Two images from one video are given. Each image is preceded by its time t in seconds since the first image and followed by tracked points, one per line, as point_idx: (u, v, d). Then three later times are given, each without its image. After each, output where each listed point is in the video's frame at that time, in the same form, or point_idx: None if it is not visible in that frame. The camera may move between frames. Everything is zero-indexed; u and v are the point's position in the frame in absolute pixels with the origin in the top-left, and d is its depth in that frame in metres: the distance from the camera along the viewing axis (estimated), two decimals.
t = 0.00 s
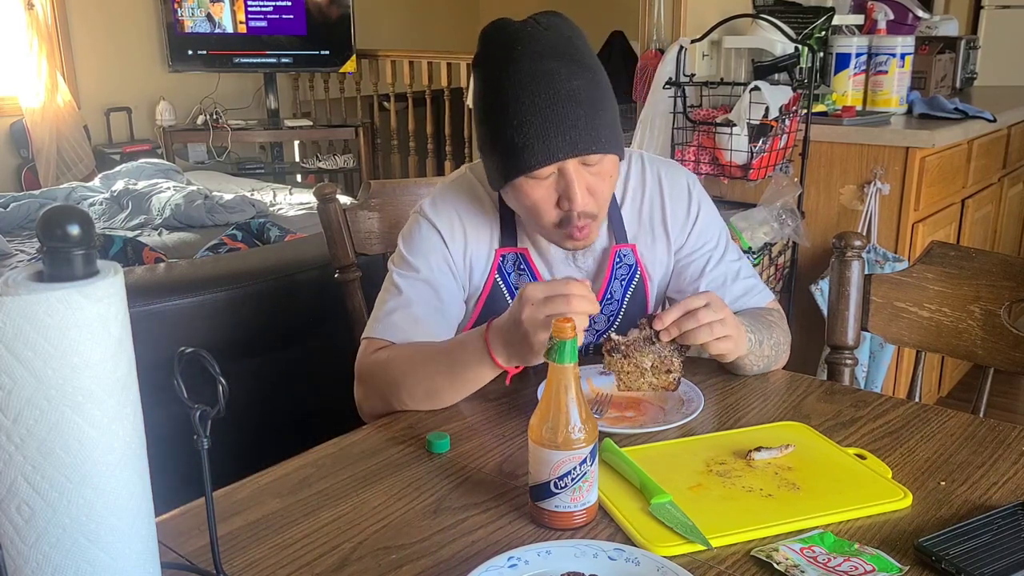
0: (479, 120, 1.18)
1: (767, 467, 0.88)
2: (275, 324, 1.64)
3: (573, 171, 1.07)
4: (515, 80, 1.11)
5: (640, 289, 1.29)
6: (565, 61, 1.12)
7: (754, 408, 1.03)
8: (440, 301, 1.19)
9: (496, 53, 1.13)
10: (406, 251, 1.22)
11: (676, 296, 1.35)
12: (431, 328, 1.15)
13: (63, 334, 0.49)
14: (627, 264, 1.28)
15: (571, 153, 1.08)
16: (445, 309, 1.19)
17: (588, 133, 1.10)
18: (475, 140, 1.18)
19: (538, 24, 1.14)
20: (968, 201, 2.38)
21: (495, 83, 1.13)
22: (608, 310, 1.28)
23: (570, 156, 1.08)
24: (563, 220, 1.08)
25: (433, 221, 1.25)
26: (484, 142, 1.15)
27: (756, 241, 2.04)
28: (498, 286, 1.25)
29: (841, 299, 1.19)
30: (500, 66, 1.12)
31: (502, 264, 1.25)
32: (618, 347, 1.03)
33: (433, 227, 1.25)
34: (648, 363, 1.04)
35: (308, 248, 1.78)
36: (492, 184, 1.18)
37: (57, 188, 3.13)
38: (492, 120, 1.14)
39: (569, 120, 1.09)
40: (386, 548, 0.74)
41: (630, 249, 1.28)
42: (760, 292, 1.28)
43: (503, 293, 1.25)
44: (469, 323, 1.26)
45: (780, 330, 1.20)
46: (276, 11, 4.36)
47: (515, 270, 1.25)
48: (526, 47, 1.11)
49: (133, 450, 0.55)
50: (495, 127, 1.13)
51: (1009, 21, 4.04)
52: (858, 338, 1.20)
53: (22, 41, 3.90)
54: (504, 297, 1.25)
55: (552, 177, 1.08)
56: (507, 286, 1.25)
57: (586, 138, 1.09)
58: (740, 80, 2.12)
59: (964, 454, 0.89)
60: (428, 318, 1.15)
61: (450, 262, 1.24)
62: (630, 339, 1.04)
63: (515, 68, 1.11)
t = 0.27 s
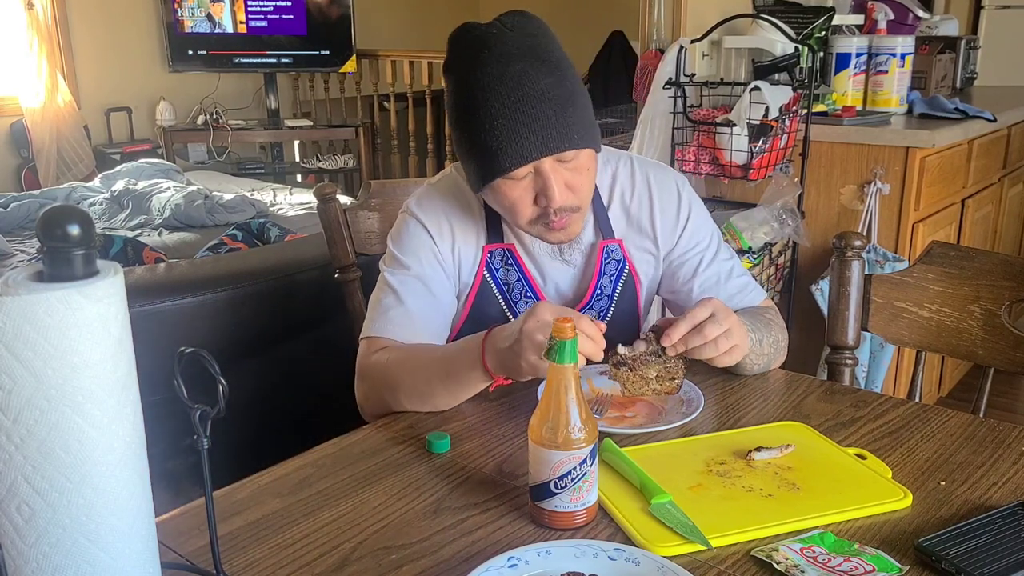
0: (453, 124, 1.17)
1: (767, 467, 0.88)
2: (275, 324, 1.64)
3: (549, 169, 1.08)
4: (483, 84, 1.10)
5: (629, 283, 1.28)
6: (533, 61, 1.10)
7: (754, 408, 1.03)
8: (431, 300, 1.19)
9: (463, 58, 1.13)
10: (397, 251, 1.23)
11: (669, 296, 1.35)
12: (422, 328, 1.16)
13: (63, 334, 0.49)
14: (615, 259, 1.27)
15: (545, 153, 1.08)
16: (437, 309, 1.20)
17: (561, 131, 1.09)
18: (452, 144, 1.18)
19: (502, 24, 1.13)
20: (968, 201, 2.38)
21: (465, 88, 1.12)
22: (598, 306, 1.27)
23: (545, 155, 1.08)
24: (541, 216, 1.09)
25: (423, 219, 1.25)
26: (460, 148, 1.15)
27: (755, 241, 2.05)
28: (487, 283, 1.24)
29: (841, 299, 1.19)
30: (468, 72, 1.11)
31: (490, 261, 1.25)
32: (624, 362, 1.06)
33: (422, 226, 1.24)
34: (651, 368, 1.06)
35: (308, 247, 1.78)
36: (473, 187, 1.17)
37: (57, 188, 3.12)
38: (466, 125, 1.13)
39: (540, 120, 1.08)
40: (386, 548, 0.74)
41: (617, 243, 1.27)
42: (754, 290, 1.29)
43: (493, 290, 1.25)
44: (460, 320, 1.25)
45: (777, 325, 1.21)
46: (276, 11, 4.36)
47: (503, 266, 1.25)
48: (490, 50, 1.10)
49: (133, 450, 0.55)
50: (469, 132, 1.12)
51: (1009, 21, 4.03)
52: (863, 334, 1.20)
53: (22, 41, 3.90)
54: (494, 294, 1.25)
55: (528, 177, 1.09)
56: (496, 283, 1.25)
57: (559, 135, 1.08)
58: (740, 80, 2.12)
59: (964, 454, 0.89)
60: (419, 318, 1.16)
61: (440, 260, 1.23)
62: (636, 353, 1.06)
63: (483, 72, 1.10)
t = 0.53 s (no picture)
0: (424, 129, 1.18)
1: (767, 467, 0.88)
2: (275, 325, 1.64)
3: (520, 161, 1.09)
4: (446, 87, 1.11)
5: (616, 277, 1.29)
6: (492, 58, 1.12)
7: (754, 408, 1.03)
8: (421, 297, 1.19)
9: (424, 66, 1.14)
10: (384, 251, 1.23)
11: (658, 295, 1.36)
12: (412, 325, 1.15)
13: (63, 334, 0.49)
14: (600, 253, 1.28)
15: (513, 145, 1.09)
16: (428, 306, 1.20)
17: (526, 121, 1.10)
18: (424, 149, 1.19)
19: (457, 27, 1.14)
20: (968, 201, 2.37)
21: (430, 93, 1.14)
22: (587, 299, 1.26)
23: (514, 147, 1.10)
24: (520, 210, 1.10)
25: (408, 219, 1.25)
26: (431, 151, 1.17)
27: (756, 241, 2.04)
28: (473, 280, 1.24)
29: (841, 299, 1.19)
30: (430, 78, 1.13)
31: (475, 258, 1.24)
32: (621, 344, 1.08)
33: (408, 225, 1.25)
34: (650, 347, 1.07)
35: (308, 247, 1.78)
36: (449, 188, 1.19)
37: (57, 188, 3.12)
38: (434, 129, 1.15)
39: (505, 114, 1.10)
40: (386, 549, 0.74)
41: (600, 237, 1.28)
42: (744, 287, 1.30)
43: (479, 287, 1.24)
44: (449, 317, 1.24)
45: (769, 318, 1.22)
46: (276, 11, 4.36)
47: (489, 262, 1.24)
48: (448, 54, 1.12)
49: (133, 451, 0.55)
50: (437, 135, 1.14)
51: (1009, 21, 4.03)
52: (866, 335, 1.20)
53: (22, 41, 3.90)
54: (482, 291, 1.24)
55: (501, 172, 1.10)
56: (482, 280, 1.24)
57: (524, 125, 1.10)
58: (740, 80, 2.12)
59: (964, 454, 0.89)
60: (409, 315, 1.16)
61: (428, 257, 1.23)
62: (634, 337, 1.08)
63: (444, 75, 1.11)
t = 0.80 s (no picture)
0: (385, 143, 1.20)
1: (767, 467, 0.88)
2: (275, 325, 1.64)
3: (482, 164, 1.12)
4: (401, 102, 1.13)
5: (597, 272, 1.29)
6: (440, 66, 1.13)
7: (754, 409, 1.03)
8: (411, 296, 1.19)
9: (377, 84, 1.16)
10: (369, 254, 1.23)
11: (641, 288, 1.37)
12: (405, 324, 1.16)
13: (63, 334, 0.49)
14: (580, 248, 1.29)
15: (474, 149, 1.11)
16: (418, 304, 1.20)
17: (483, 125, 1.11)
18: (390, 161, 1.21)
19: (405, 40, 1.15)
20: (968, 201, 2.37)
21: (386, 109, 1.15)
22: (570, 296, 1.27)
23: (474, 152, 1.11)
24: (491, 210, 1.14)
25: (390, 220, 1.25)
26: (395, 165, 1.19)
27: (755, 241, 2.05)
28: (456, 280, 1.24)
29: (841, 299, 1.19)
30: (385, 94, 1.14)
31: (456, 258, 1.24)
32: (616, 312, 1.07)
33: (390, 226, 1.25)
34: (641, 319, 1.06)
35: (308, 247, 1.78)
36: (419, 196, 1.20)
37: (57, 188, 3.12)
38: (396, 144, 1.16)
39: (460, 120, 1.11)
40: (386, 549, 0.74)
41: (579, 233, 1.29)
42: (732, 273, 1.30)
43: (462, 287, 1.25)
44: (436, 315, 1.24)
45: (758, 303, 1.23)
46: (276, 11, 4.36)
47: (470, 261, 1.25)
48: (398, 68, 1.13)
49: (133, 451, 0.55)
50: (400, 148, 1.16)
51: (1009, 21, 4.03)
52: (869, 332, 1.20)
53: (22, 41, 3.90)
54: (465, 291, 1.25)
55: (465, 177, 1.12)
56: (464, 279, 1.24)
57: (480, 128, 1.11)
58: (740, 80, 2.12)
59: (964, 454, 0.89)
60: (401, 315, 1.16)
61: (414, 257, 1.24)
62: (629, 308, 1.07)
63: (397, 91, 1.13)
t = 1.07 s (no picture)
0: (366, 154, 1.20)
1: (767, 467, 0.88)
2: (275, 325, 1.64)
3: (466, 170, 1.12)
4: (380, 113, 1.14)
5: (586, 266, 1.30)
6: (417, 75, 1.14)
7: (754, 409, 1.03)
8: (403, 296, 1.19)
9: (354, 97, 1.16)
10: (358, 258, 1.24)
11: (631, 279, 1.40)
12: (399, 322, 1.16)
13: (63, 334, 0.49)
14: (568, 245, 1.30)
15: (457, 155, 1.12)
16: (411, 303, 1.20)
17: (464, 131, 1.12)
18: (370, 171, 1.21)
19: (380, 52, 1.16)
20: (968, 201, 2.37)
21: (366, 122, 1.16)
22: (561, 292, 1.28)
23: (456, 158, 1.12)
24: (475, 215, 1.14)
25: (377, 224, 1.26)
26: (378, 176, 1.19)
27: (756, 241, 2.04)
28: (446, 282, 1.24)
29: (841, 299, 1.19)
30: (364, 106, 1.15)
31: (444, 260, 1.24)
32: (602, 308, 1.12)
33: (378, 229, 1.25)
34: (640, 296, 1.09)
35: (308, 248, 1.78)
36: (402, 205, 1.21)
37: (57, 188, 3.12)
38: (377, 156, 1.17)
39: (441, 128, 1.12)
40: (386, 549, 0.74)
41: (566, 230, 1.30)
42: (720, 258, 1.35)
43: (452, 288, 1.25)
44: (428, 316, 1.24)
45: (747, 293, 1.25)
46: (276, 11, 4.36)
47: (459, 263, 1.25)
48: (374, 80, 1.13)
49: (133, 451, 0.55)
50: (381, 158, 1.16)
51: (1009, 21, 4.03)
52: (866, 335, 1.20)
53: (22, 41, 3.90)
54: (455, 293, 1.25)
55: (449, 184, 1.13)
56: (454, 281, 1.25)
57: (462, 134, 1.12)
58: (740, 80, 2.12)
59: (964, 454, 0.89)
60: (393, 314, 1.16)
61: (403, 257, 1.24)
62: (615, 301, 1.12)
63: (375, 103, 1.14)
